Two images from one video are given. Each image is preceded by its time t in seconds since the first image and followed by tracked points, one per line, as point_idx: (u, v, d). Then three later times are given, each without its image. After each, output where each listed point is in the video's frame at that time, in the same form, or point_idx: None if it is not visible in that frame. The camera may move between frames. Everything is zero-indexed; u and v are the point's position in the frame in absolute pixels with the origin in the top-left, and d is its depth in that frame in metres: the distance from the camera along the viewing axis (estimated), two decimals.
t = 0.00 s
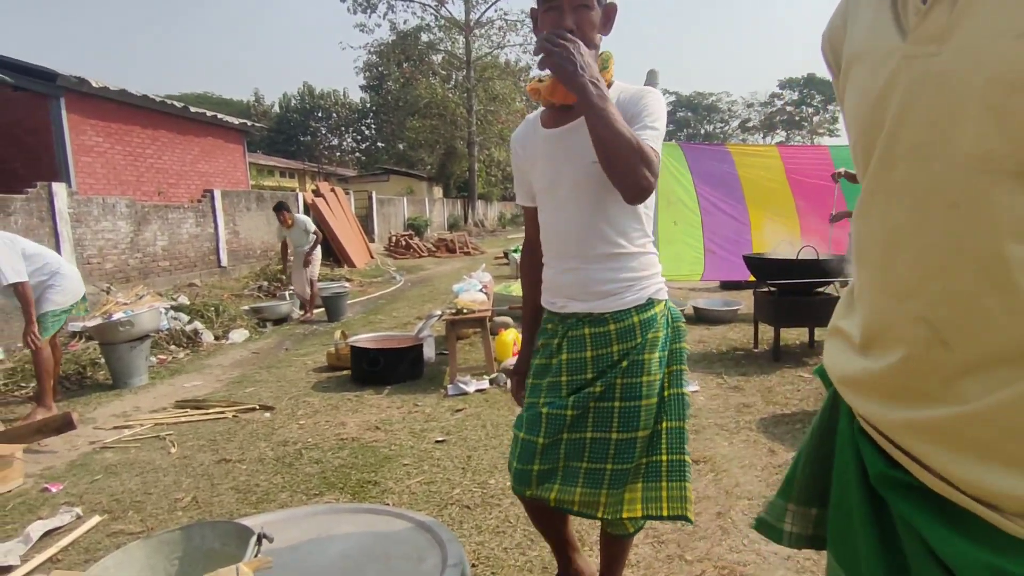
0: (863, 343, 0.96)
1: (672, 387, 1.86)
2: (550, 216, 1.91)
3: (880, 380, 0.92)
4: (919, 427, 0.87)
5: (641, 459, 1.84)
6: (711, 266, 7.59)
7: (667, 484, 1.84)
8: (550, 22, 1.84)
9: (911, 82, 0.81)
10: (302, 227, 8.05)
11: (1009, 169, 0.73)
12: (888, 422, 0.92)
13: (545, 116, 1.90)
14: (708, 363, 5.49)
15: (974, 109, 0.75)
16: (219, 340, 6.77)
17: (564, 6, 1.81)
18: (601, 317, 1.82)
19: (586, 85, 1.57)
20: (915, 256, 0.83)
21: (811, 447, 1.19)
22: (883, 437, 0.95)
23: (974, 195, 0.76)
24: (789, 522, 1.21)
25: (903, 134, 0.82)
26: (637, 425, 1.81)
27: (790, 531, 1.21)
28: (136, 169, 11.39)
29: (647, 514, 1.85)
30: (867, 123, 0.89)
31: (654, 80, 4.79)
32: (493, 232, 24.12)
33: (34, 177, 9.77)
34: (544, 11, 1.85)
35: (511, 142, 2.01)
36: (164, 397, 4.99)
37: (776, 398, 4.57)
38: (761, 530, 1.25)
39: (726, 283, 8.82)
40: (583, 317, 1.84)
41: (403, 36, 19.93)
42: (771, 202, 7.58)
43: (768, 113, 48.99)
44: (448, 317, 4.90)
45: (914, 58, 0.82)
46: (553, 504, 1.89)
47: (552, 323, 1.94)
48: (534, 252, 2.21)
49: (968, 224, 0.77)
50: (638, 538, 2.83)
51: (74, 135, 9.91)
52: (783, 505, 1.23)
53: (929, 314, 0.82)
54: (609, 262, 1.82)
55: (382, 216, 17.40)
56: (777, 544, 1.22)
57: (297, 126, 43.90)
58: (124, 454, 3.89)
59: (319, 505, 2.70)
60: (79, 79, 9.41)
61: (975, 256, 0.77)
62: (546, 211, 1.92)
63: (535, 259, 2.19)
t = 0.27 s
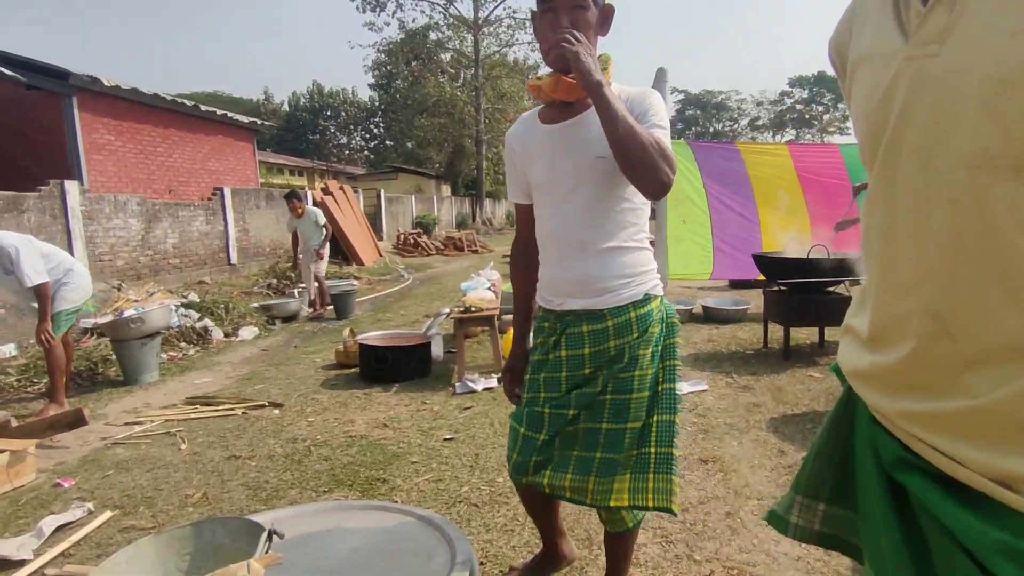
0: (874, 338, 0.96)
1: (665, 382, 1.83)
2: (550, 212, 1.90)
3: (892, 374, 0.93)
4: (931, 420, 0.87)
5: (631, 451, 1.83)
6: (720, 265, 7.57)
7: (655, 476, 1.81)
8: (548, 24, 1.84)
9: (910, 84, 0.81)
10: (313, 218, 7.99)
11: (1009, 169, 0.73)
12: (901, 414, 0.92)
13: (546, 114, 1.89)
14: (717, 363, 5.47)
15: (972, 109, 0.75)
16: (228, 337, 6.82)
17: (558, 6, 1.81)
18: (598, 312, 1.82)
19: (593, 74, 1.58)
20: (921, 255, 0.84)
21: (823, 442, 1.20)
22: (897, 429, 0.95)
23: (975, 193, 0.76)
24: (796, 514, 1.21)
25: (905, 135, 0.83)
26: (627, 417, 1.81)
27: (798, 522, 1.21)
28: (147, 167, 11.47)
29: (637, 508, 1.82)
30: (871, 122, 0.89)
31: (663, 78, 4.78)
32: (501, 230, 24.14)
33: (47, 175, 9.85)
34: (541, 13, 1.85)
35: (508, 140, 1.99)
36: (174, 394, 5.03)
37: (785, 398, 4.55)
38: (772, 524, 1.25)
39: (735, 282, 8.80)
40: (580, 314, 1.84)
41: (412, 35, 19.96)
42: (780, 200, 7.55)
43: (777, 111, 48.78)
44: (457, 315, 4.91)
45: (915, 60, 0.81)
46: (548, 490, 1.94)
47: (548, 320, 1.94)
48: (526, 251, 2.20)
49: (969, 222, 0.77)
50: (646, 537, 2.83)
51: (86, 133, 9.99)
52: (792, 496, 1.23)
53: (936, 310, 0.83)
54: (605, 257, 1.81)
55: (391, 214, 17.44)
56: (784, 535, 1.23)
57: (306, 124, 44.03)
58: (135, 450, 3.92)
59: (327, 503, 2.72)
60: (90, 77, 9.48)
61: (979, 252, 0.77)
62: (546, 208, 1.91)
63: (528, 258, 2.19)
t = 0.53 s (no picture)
0: (881, 337, 0.97)
1: (628, 387, 1.81)
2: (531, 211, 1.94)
3: (896, 371, 0.93)
4: (933, 417, 0.88)
5: (589, 451, 1.79)
6: (731, 264, 7.53)
7: (615, 478, 1.79)
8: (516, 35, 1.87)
9: (918, 82, 0.83)
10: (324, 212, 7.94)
11: (1013, 163, 0.73)
12: (903, 413, 0.93)
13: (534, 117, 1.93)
14: (728, 362, 5.44)
15: (976, 105, 0.76)
16: (239, 335, 6.84)
17: (514, 26, 1.85)
18: (560, 312, 1.82)
19: (545, 203, 1.50)
20: (927, 250, 0.85)
21: (833, 440, 1.19)
22: (900, 429, 0.95)
23: (977, 188, 0.77)
24: (809, 505, 1.21)
25: (913, 133, 0.84)
26: (586, 416, 1.78)
27: (809, 514, 1.21)
28: (158, 167, 11.53)
29: (589, 508, 1.80)
30: (881, 121, 0.90)
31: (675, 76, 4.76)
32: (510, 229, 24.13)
33: (59, 174, 9.92)
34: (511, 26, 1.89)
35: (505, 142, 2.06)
36: (186, 391, 5.05)
37: (798, 398, 4.52)
38: (787, 513, 1.26)
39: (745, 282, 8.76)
40: (547, 311, 1.86)
41: (422, 34, 19.97)
42: (793, 199, 7.51)
43: (787, 110, 48.51)
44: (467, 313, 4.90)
45: (923, 58, 0.83)
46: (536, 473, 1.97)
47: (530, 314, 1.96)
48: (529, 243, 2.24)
49: (973, 218, 0.78)
50: (657, 536, 2.81)
51: (98, 132, 10.05)
52: (805, 489, 1.23)
53: (939, 305, 0.83)
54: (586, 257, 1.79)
55: (400, 213, 17.46)
56: (796, 524, 1.23)
57: (316, 123, 44.14)
58: (147, 447, 3.94)
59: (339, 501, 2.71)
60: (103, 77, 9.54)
61: (980, 248, 0.77)
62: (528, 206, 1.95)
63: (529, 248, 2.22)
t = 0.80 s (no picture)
0: (871, 336, 0.99)
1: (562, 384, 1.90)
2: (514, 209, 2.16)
3: (884, 370, 0.95)
4: (920, 416, 0.89)
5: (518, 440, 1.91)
6: (729, 264, 7.55)
7: (537, 471, 1.85)
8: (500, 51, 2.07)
9: (908, 85, 0.85)
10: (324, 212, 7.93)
11: (998, 165, 0.75)
12: (892, 413, 0.94)
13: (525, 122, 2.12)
14: (725, 362, 5.46)
15: (964, 109, 0.78)
16: (238, 335, 6.86)
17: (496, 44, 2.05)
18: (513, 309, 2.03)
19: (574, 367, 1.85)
20: (915, 251, 0.87)
21: (824, 440, 1.20)
22: (888, 429, 0.97)
23: (963, 190, 0.79)
24: (797, 506, 1.23)
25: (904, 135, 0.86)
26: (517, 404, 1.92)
27: (797, 514, 1.23)
28: (157, 167, 11.55)
29: (514, 494, 1.88)
30: (874, 123, 0.93)
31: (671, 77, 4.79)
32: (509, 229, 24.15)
33: (58, 174, 9.93)
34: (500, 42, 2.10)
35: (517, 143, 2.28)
36: (184, 391, 5.07)
37: (794, 398, 4.54)
38: (775, 515, 1.27)
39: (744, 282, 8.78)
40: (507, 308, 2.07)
41: (420, 34, 19.98)
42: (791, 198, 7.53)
43: (786, 110, 48.56)
44: (464, 314, 4.92)
45: (914, 59, 0.85)
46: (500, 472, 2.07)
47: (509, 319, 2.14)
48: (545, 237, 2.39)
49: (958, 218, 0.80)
50: (653, 536, 2.84)
51: (97, 132, 10.06)
52: (794, 490, 1.25)
53: (926, 306, 0.85)
54: (540, 259, 1.94)
55: (398, 213, 17.48)
56: (783, 525, 1.24)
57: (314, 123, 44.12)
58: (146, 446, 3.96)
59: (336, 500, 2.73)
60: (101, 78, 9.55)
61: (965, 249, 0.79)
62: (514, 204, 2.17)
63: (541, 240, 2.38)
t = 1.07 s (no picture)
0: (857, 335, 1.00)
1: (540, 375, 1.91)
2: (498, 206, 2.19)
3: (868, 369, 0.96)
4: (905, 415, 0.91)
5: (498, 432, 1.93)
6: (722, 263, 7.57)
7: (516, 462, 1.87)
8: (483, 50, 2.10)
9: (892, 86, 0.87)
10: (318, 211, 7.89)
11: (978, 165, 0.77)
12: (878, 412, 0.96)
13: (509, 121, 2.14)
14: (718, 361, 5.49)
15: (945, 110, 0.80)
16: (230, 335, 6.84)
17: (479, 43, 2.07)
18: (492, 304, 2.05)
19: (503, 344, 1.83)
20: (899, 250, 0.88)
21: (811, 438, 1.22)
22: (874, 428, 0.98)
23: (945, 191, 0.80)
24: (786, 505, 1.24)
25: (888, 135, 0.88)
26: (497, 396, 1.95)
27: (786, 513, 1.24)
28: (150, 166, 11.51)
29: (495, 485, 1.90)
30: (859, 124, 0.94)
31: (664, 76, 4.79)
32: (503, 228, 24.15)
33: (50, 173, 9.88)
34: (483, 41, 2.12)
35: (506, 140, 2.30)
36: (176, 391, 5.06)
37: (785, 397, 4.57)
38: (765, 513, 1.29)
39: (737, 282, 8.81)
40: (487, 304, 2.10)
41: (414, 32, 19.94)
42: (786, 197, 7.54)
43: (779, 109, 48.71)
44: (457, 313, 4.92)
45: (897, 59, 0.87)
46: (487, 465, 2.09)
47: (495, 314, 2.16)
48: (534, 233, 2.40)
49: (940, 218, 0.81)
50: (645, 535, 2.85)
51: (89, 131, 10.02)
52: (782, 489, 1.27)
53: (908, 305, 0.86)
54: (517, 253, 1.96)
55: (392, 212, 17.46)
56: (772, 524, 1.26)
57: (308, 122, 44.00)
58: (137, 446, 3.95)
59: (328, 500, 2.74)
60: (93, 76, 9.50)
61: (946, 249, 0.81)
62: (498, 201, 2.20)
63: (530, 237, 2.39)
